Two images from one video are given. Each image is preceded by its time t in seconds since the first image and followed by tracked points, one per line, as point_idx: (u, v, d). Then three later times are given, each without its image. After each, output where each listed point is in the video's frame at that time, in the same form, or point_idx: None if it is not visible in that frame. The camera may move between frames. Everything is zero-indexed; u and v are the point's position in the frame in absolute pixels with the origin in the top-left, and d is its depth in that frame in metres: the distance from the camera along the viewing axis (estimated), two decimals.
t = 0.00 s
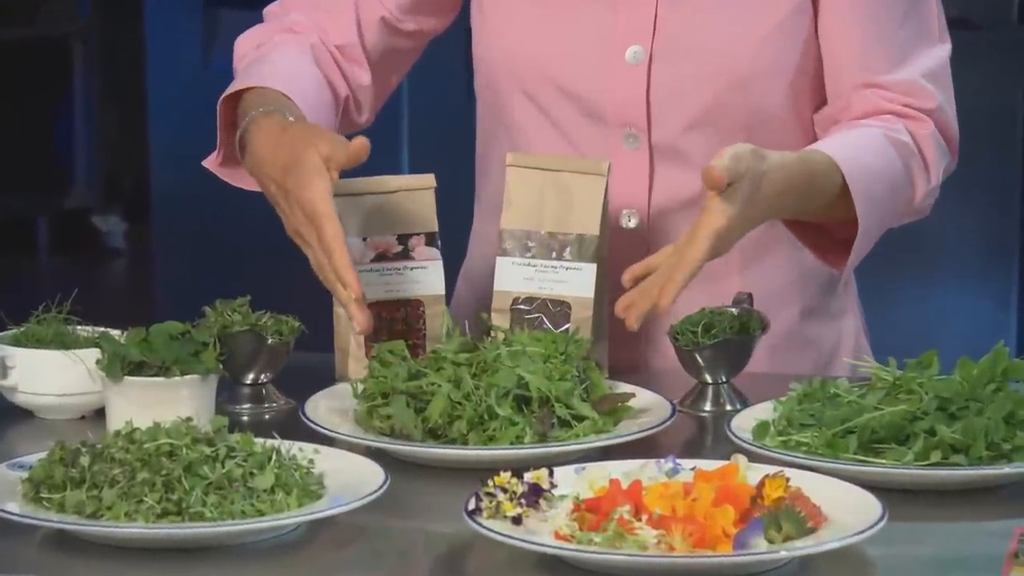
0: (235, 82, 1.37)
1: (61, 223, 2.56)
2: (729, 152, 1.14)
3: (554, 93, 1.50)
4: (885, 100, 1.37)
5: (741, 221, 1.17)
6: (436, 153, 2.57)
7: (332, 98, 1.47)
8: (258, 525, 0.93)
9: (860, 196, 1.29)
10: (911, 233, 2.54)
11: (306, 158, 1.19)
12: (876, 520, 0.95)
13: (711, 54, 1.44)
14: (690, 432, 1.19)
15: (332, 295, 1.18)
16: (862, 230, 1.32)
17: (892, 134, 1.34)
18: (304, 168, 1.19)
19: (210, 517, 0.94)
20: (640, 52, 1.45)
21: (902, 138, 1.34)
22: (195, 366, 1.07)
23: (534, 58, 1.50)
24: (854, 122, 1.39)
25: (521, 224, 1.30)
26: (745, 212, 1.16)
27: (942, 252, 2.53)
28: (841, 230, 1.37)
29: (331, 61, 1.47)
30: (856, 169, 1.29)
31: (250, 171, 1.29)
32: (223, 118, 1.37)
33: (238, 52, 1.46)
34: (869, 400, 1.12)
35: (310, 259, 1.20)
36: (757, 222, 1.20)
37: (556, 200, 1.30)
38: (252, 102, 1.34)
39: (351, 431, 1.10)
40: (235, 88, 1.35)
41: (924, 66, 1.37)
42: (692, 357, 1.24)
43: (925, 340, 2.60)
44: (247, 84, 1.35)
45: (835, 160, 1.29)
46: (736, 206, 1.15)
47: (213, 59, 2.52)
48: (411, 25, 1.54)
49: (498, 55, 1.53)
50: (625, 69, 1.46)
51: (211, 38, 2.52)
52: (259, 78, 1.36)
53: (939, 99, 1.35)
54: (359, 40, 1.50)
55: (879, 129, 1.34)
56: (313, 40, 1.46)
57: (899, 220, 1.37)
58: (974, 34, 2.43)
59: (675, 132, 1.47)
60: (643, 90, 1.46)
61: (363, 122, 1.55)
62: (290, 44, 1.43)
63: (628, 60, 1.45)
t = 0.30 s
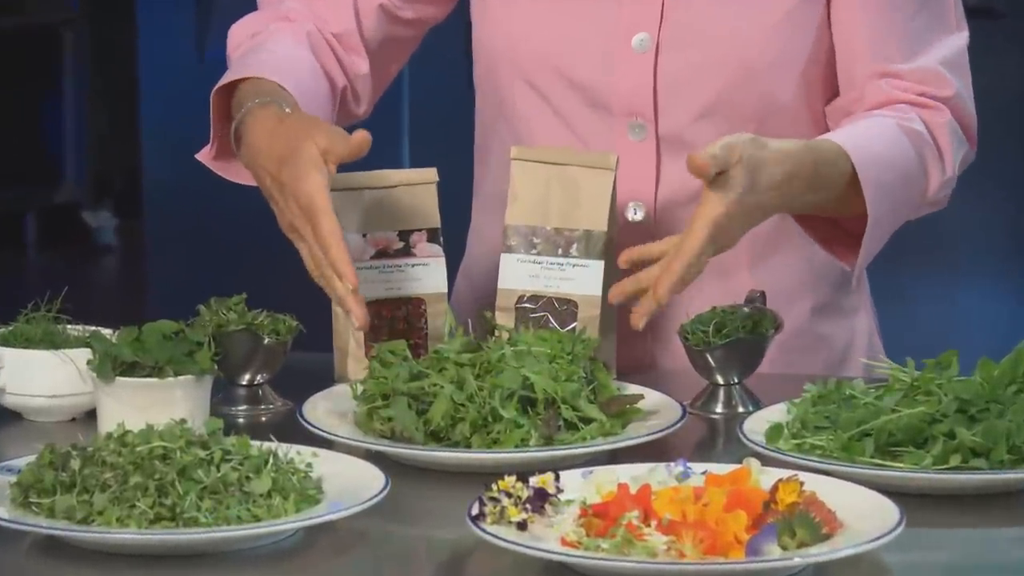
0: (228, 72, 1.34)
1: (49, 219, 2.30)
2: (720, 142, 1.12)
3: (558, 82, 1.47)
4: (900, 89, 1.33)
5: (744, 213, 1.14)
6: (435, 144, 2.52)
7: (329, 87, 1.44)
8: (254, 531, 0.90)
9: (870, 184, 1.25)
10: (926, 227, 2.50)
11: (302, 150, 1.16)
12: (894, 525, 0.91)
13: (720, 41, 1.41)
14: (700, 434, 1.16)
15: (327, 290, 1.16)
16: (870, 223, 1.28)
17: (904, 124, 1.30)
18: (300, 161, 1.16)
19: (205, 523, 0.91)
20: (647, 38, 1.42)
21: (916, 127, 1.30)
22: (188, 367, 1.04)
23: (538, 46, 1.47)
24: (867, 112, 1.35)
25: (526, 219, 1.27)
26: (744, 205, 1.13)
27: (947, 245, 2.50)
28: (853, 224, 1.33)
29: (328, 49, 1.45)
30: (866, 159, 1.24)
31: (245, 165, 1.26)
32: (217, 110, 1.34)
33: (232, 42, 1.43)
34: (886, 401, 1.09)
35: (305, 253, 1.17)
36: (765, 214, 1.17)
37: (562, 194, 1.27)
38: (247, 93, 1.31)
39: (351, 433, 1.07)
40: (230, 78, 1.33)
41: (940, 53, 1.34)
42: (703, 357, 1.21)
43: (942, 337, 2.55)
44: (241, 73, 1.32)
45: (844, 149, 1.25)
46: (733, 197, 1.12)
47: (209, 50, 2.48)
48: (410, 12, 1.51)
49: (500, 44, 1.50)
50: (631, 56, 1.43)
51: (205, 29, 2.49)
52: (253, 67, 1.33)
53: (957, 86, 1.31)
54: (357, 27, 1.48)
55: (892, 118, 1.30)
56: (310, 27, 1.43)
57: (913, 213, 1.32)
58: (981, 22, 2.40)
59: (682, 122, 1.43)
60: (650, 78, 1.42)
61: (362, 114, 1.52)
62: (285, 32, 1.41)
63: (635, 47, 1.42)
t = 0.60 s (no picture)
0: (216, 60, 1.32)
1: (39, 212, 2.50)
2: (754, 86, 1.07)
3: (556, 71, 1.45)
4: (912, 69, 1.29)
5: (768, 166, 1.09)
6: (431, 131, 2.38)
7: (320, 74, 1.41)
8: (250, 538, 0.86)
9: (897, 153, 1.20)
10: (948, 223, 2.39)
11: (288, 129, 1.13)
12: (914, 531, 0.88)
13: (721, 25, 1.39)
14: (713, 437, 1.12)
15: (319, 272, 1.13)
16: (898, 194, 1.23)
17: (924, 100, 1.26)
18: (284, 139, 1.13)
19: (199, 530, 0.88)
20: (647, 23, 1.39)
21: (935, 104, 1.26)
22: (183, 369, 1.01)
23: (533, 34, 1.44)
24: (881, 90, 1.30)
25: (532, 215, 1.24)
26: (773, 154, 1.08)
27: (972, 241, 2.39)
28: (875, 194, 1.28)
29: (319, 35, 1.42)
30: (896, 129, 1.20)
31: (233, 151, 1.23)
32: (203, 97, 1.32)
33: (218, 30, 1.41)
34: (906, 404, 1.05)
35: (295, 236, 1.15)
36: (793, 171, 1.11)
37: (569, 186, 1.23)
38: (235, 79, 1.27)
39: (350, 436, 1.04)
40: (218, 63, 1.30)
41: (949, 34, 1.30)
42: (716, 357, 1.17)
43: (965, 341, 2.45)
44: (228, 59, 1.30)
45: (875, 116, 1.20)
46: (765, 141, 1.07)
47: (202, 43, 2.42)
48: None
49: (494, 32, 1.47)
50: (630, 41, 1.40)
51: (199, 20, 2.43)
52: (241, 52, 1.30)
53: (968, 71, 1.28)
54: (347, 13, 1.45)
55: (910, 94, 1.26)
56: (299, 13, 1.41)
57: (933, 191, 1.29)
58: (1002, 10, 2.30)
59: (683, 109, 1.41)
60: (650, 64, 1.40)
61: (353, 103, 1.49)
62: (273, 18, 1.38)
63: (634, 32, 1.40)
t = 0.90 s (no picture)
0: (209, 60, 1.28)
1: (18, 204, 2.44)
2: (748, 108, 1.06)
3: (554, 62, 1.41)
4: (923, 58, 1.26)
5: (771, 181, 1.07)
6: (431, 127, 2.35)
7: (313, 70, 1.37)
8: (244, 543, 0.83)
9: (913, 154, 1.17)
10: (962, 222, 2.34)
11: (304, 119, 1.10)
12: (932, 535, 0.84)
13: (724, 13, 1.35)
14: (723, 438, 1.09)
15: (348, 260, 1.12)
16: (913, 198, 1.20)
17: (939, 94, 1.22)
18: (301, 128, 1.10)
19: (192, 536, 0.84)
20: (647, 13, 1.36)
21: (951, 97, 1.23)
22: (175, 368, 0.98)
23: (530, 25, 1.41)
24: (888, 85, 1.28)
25: (537, 209, 1.20)
26: (774, 171, 1.07)
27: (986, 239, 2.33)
28: (887, 205, 1.25)
29: (313, 33, 1.39)
30: (908, 128, 1.16)
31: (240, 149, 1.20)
32: (196, 97, 1.29)
33: (208, 29, 1.38)
34: (924, 404, 1.02)
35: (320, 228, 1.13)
36: (800, 185, 1.09)
37: (575, 180, 1.20)
38: (234, 74, 1.25)
39: (349, 437, 1.00)
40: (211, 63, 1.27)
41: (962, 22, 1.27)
42: (726, 356, 1.14)
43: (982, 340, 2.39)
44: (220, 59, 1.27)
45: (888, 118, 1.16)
46: (762, 163, 1.06)
47: (192, 32, 2.42)
48: None
49: (488, 22, 1.43)
50: (630, 32, 1.37)
51: (191, 18, 2.42)
52: (232, 52, 1.27)
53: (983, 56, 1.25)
54: (338, 11, 1.42)
55: (922, 88, 1.22)
56: (292, 10, 1.37)
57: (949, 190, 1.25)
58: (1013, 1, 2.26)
59: (687, 100, 1.37)
60: (652, 55, 1.36)
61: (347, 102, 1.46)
62: (264, 15, 1.35)
63: (634, 22, 1.36)
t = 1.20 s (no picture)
0: (196, 55, 1.26)
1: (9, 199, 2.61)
2: (778, 101, 1.01)
3: (551, 52, 1.38)
4: (932, 33, 1.23)
5: (801, 178, 1.03)
6: (429, 119, 2.32)
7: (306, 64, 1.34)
8: (235, 548, 0.80)
9: (928, 142, 1.14)
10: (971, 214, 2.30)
11: (285, 112, 1.07)
12: (947, 540, 0.81)
13: None
14: (732, 440, 1.06)
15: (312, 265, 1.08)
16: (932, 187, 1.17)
17: (952, 76, 1.19)
18: (283, 122, 1.07)
19: (181, 540, 0.81)
20: None
21: (964, 80, 1.20)
22: (163, 368, 0.95)
23: (525, 13, 1.38)
24: (894, 67, 1.24)
25: (538, 202, 1.17)
26: (806, 169, 1.03)
27: (990, 234, 2.30)
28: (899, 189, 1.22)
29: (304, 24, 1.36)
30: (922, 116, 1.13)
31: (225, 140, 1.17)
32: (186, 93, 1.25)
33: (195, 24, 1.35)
34: (938, 404, 0.99)
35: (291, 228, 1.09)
36: (825, 180, 1.06)
37: (577, 173, 1.17)
38: (222, 66, 1.21)
39: (344, 440, 0.97)
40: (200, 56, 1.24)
41: None
42: (735, 354, 1.11)
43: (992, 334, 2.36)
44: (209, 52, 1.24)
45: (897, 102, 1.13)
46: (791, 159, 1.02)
47: (185, 25, 2.42)
48: None
49: (481, 12, 1.41)
50: (629, 18, 1.34)
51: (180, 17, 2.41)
52: (220, 45, 1.25)
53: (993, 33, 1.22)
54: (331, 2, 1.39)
55: (934, 70, 1.19)
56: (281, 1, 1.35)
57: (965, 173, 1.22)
58: None
59: (689, 88, 1.35)
60: (651, 42, 1.34)
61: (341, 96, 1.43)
62: (253, 7, 1.32)
63: (632, 8, 1.34)
